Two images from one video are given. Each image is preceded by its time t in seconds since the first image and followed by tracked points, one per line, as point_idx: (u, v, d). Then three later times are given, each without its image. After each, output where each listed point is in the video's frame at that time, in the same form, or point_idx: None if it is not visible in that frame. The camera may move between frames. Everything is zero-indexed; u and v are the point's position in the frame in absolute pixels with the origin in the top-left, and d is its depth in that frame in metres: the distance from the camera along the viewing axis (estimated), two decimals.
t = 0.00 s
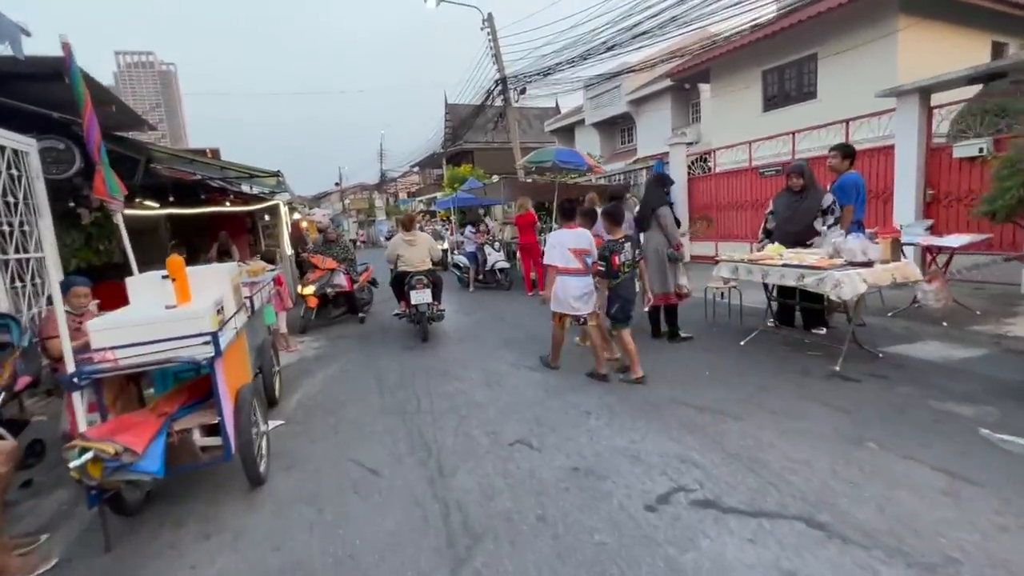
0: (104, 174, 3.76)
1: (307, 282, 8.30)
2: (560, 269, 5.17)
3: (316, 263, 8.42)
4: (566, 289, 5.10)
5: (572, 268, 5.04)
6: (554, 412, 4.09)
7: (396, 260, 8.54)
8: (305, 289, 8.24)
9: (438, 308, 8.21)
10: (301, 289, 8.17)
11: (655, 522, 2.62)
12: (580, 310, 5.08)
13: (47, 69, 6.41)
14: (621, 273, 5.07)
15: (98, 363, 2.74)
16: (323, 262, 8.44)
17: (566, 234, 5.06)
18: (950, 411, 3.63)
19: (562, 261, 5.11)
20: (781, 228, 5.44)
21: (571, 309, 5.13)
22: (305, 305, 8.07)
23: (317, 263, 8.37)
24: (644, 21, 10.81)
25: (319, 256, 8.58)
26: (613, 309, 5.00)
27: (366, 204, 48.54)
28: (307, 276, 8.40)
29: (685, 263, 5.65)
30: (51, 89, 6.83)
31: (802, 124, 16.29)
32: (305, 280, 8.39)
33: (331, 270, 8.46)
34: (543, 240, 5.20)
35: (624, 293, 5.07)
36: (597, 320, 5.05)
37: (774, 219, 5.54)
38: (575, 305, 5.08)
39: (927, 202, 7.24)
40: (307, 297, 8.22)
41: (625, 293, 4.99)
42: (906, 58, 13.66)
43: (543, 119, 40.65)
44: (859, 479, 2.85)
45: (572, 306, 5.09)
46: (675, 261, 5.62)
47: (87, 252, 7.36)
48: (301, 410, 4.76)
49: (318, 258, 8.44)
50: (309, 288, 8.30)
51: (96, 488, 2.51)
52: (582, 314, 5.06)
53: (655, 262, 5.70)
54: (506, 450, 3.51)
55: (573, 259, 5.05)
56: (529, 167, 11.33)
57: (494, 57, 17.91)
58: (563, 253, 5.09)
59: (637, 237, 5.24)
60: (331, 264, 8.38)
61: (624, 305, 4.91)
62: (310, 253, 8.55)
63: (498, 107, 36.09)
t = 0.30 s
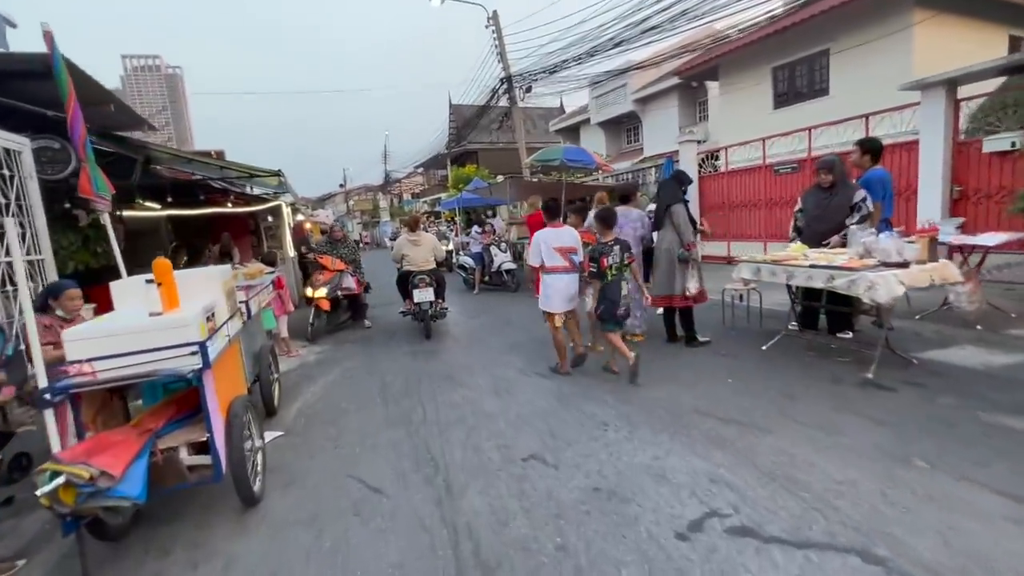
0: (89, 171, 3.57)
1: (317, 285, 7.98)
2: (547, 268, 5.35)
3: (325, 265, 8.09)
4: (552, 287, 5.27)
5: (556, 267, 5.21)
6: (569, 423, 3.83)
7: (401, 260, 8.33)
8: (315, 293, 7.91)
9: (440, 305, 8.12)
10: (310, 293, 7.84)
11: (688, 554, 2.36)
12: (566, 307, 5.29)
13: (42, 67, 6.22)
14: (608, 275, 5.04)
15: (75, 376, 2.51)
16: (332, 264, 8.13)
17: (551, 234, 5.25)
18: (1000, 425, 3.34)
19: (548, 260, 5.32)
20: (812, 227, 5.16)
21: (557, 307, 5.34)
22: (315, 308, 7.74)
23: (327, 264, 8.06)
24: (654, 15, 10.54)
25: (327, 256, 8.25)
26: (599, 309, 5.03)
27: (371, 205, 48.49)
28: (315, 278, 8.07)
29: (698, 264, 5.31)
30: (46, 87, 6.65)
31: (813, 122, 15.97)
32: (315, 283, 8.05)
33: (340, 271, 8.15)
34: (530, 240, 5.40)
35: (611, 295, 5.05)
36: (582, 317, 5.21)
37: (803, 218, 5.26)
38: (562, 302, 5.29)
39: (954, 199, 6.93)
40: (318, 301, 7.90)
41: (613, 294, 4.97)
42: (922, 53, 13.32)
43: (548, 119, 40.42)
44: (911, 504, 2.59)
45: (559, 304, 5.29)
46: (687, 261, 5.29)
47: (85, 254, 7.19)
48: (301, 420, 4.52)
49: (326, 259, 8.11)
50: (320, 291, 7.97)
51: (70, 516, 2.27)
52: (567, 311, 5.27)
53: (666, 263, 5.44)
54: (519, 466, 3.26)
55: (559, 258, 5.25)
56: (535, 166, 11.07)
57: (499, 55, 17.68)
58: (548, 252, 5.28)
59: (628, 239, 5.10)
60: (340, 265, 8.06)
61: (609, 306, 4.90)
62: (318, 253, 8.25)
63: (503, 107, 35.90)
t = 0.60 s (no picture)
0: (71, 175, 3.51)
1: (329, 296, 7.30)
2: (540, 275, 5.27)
3: (335, 275, 7.44)
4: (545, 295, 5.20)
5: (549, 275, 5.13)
6: (584, 444, 3.55)
7: (406, 265, 8.13)
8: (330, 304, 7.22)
9: (444, 307, 8.09)
10: (325, 305, 7.14)
11: None
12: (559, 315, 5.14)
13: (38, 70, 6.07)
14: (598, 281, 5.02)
15: (38, 402, 2.28)
16: (341, 272, 7.50)
17: (545, 242, 5.18)
18: None
19: (540, 267, 5.22)
20: (846, 231, 4.87)
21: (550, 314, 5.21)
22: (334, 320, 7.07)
23: (336, 273, 7.41)
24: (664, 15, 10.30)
25: (334, 266, 7.61)
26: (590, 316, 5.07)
27: (378, 211, 48.55)
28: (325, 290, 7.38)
29: (718, 271, 5.00)
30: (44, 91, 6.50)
31: (826, 124, 15.64)
32: (328, 295, 7.32)
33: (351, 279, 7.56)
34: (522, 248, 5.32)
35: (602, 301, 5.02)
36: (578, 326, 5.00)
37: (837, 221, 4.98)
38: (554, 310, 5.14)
39: (986, 202, 6.58)
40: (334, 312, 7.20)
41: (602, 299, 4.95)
42: (940, 52, 12.97)
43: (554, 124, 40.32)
44: (979, 548, 2.27)
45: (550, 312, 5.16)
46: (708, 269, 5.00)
47: (83, 261, 7.01)
48: (298, 438, 4.27)
49: (335, 268, 7.46)
50: (335, 303, 7.30)
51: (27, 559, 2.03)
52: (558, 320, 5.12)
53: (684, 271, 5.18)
54: (530, 495, 2.98)
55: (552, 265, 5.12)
56: (543, 169, 10.81)
57: (506, 59, 17.53)
58: (541, 259, 5.21)
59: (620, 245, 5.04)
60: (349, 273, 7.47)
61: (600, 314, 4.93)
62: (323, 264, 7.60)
63: (510, 112, 35.77)
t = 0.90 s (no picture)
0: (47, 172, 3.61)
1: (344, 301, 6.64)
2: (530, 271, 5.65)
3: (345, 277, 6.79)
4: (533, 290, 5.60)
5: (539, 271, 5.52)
6: (597, 461, 3.31)
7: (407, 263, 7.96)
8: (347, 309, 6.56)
9: (445, 303, 7.99)
10: (341, 311, 6.49)
11: None
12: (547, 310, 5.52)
13: (28, 65, 5.86)
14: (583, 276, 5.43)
15: None
16: (351, 272, 6.86)
17: (536, 240, 5.55)
18: None
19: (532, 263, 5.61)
20: (866, 232, 4.62)
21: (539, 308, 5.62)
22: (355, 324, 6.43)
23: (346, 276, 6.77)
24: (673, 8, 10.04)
25: (342, 268, 6.97)
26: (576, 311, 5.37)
27: (380, 210, 48.39)
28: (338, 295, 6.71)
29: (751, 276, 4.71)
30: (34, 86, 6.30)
31: (837, 120, 15.32)
32: (347, 299, 6.68)
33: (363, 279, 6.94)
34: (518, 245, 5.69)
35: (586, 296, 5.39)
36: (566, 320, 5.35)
37: (857, 221, 4.72)
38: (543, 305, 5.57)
39: (1012, 201, 6.29)
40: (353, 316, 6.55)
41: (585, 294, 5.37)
42: (955, 46, 12.65)
43: (558, 121, 40.01)
44: None
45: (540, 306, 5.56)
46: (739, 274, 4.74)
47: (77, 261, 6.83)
48: (294, 450, 4.05)
49: (343, 270, 6.81)
50: (353, 306, 6.64)
51: None
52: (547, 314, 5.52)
53: (714, 277, 4.91)
54: (541, 519, 2.75)
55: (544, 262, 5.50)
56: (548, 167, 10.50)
57: (509, 55, 17.29)
58: (534, 256, 5.58)
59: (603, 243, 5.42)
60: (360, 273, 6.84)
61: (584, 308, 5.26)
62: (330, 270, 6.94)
63: (513, 109, 35.48)
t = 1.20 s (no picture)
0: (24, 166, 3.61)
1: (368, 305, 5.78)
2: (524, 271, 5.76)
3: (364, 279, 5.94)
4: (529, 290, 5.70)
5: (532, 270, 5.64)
6: (618, 475, 3.08)
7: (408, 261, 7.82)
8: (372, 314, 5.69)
9: (447, 298, 7.85)
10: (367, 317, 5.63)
11: None
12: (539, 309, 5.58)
13: (17, 57, 5.64)
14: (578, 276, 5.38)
15: None
16: (369, 274, 6.01)
17: (528, 240, 5.69)
18: None
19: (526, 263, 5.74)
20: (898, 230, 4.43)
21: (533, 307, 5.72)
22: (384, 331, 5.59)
23: (365, 278, 5.91)
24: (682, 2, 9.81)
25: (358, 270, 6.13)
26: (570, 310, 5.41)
27: (382, 210, 48.22)
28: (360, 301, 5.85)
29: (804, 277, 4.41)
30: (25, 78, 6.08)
31: (846, 119, 15.08)
32: (372, 303, 5.83)
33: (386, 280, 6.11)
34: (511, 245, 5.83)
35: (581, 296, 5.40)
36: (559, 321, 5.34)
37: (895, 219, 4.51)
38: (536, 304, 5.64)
39: None
40: (379, 322, 5.68)
41: (577, 295, 5.35)
42: (968, 43, 12.41)
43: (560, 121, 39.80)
44: None
45: (533, 304, 5.65)
46: (785, 275, 4.43)
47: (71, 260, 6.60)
48: (292, 460, 3.83)
49: (360, 272, 5.93)
50: (379, 311, 5.80)
51: None
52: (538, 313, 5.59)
53: (760, 277, 4.60)
54: (560, 541, 2.52)
55: (538, 262, 5.62)
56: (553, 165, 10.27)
57: (513, 52, 17.07)
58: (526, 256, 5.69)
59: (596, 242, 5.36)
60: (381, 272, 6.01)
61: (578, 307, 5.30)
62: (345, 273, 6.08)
63: (515, 109, 35.28)
